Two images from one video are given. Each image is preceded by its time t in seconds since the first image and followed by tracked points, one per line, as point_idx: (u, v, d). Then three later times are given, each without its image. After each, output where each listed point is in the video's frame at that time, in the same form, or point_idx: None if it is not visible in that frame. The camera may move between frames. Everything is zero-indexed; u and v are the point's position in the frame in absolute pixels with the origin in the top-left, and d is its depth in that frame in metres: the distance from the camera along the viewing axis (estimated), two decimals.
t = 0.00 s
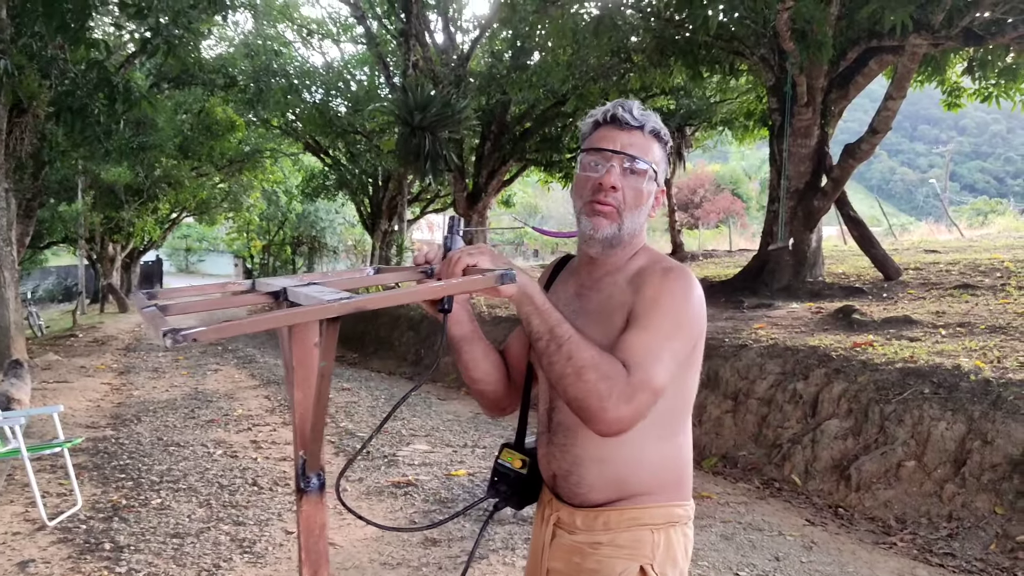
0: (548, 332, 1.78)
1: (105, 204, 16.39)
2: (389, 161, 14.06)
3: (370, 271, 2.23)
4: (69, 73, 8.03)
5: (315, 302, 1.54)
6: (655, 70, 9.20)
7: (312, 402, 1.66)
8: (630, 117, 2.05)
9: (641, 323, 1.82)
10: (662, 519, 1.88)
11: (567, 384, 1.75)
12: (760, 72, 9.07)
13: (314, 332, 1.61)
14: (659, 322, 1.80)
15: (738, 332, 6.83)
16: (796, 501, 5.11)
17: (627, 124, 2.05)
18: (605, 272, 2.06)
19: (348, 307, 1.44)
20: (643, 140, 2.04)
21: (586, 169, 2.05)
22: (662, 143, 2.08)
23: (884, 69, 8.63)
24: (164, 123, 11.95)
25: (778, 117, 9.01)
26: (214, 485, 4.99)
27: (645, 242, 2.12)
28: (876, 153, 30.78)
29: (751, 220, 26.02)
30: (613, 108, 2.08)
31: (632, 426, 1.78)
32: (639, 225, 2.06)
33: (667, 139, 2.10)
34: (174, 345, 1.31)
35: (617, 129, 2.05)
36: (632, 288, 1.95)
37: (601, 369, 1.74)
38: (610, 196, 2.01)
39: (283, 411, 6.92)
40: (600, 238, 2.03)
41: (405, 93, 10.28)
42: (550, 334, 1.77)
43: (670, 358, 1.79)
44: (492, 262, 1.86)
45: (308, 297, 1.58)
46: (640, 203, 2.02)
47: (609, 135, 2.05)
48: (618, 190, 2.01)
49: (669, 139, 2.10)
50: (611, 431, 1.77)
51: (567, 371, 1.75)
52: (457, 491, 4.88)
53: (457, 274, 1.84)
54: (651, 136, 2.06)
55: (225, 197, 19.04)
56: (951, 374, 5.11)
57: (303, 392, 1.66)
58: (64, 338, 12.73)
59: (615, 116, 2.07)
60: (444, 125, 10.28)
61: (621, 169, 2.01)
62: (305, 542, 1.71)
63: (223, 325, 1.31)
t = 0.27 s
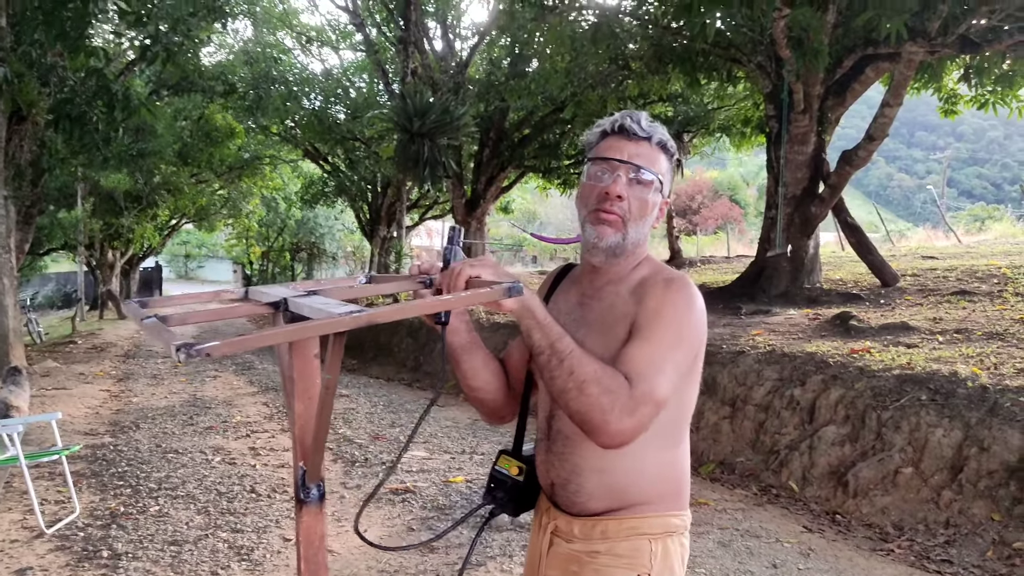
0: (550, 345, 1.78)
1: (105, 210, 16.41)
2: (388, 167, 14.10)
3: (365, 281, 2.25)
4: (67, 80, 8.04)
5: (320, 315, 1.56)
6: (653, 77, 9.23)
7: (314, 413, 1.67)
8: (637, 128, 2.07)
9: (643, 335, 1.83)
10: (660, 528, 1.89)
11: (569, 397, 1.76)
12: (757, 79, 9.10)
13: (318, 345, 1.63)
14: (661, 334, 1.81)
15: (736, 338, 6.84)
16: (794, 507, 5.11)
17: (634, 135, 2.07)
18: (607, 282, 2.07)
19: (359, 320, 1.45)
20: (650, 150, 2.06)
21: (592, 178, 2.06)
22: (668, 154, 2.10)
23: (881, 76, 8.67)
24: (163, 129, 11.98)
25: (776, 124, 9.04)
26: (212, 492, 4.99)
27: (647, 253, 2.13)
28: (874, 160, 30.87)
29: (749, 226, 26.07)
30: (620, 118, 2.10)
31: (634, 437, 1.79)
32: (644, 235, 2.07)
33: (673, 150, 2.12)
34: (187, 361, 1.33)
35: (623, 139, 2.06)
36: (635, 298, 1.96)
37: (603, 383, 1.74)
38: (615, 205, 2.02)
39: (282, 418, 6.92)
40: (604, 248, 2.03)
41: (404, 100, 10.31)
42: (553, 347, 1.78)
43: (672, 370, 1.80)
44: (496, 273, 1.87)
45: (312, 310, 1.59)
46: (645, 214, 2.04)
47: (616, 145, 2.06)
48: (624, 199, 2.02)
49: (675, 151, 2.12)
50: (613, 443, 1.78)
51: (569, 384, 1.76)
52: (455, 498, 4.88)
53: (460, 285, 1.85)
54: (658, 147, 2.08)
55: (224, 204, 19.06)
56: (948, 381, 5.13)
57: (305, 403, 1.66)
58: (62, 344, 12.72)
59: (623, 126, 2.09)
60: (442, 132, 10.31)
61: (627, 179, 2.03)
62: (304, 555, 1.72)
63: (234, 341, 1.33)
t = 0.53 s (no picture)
0: (551, 351, 1.77)
1: (104, 216, 16.40)
2: (387, 172, 14.12)
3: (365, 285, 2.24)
4: (66, 85, 8.05)
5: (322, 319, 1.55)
6: (652, 81, 9.25)
7: (314, 418, 1.65)
8: (643, 132, 2.07)
9: (645, 339, 1.82)
10: (660, 534, 1.88)
11: (569, 402, 1.75)
12: (756, 83, 9.11)
13: (319, 349, 1.62)
14: (663, 339, 1.81)
15: (736, 342, 6.84)
16: (793, 512, 5.10)
17: (640, 139, 2.06)
18: (611, 286, 2.07)
19: (362, 326, 1.44)
20: (657, 154, 2.06)
21: (597, 182, 2.06)
22: (674, 158, 2.10)
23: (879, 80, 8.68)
24: (162, 134, 11.99)
25: (775, 128, 9.04)
26: (209, 497, 4.98)
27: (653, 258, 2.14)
28: (873, 164, 30.91)
29: (749, 230, 26.08)
30: (627, 122, 2.10)
31: (635, 442, 1.78)
32: (649, 239, 2.07)
33: (679, 154, 2.12)
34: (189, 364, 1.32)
35: (629, 143, 2.06)
36: (638, 302, 1.96)
37: (604, 388, 1.74)
38: (621, 209, 2.02)
39: (280, 423, 6.91)
40: (610, 252, 2.04)
41: (403, 105, 10.32)
42: (554, 351, 1.77)
43: (673, 375, 1.79)
44: (497, 278, 1.87)
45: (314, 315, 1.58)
46: (651, 218, 2.04)
47: (622, 149, 2.06)
48: (630, 203, 2.02)
49: (681, 155, 2.12)
50: (614, 447, 1.78)
51: (569, 390, 1.75)
52: (453, 503, 4.88)
53: (461, 289, 1.84)
54: (663, 151, 2.08)
55: (224, 209, 19.07)
56: (947, 385, 5.13)
57: (305, 408, 1.65)
58: (62, 349, 12.72)
59: (628, 130, 2.09)
60: (442, 137, 10.33)
61: (633, 183, 2.03)
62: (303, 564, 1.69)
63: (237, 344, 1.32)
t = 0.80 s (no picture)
0: (549, 351, 1.77)
1: (105, 220, 16.42)
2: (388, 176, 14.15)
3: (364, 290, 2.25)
4: (66, 90, 8.06)
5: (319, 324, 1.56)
6: (652, 84, 9.26)
7: (312, 422, 1.65)
8: (644, 137, 2.07)
9: (645, 343, 1.83)
10: (661, 539, 1.89)
11: (568, 403, 1.75)
12: (755, 86, 9.12)
13: (316, 353, 1.63)
14: (663, 342, 1.81)
15: (736, 345, 6.84)
16: (793, 515, 5.09)
17: (641, 144, 2.07)
18: (611, 290, 2.08)
19: (358, 329, 1.44)
20: (659, 161, 2.06)
21: (598, 187, 2.07)
22: (675, 163, 2.10)
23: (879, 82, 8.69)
24: (163, 139, 12.01)
25: (774, 130, 9.06)
26: (209, 502, 4.98)
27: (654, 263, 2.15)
28: (873, 166, 30.93)
29: (749, 232, 26.09)
30: (628, 128, 2.10)
31: (634, 444, 1.79)
32: (650, 245, 2.08)
33: (680, 159, 2.12)
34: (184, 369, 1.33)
35: (630, 149, 2.07)
36: (638, 307, 1.97)
37: (603, 389, 1.74)
38: (623, 215, 2.03)
39: (281, 427, 6.91)
40: (611, 257, 2.05)
41: (403, 109, 10.34)
42: (552, 351, 1.77)
43: (673, 378, 1.79)
44: (496, 283, 1.87)
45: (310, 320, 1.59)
46: (652, 223, 2.05)
47: (623, 154, 2.07)
48: (631, 209, 2.03)
49: (682, 160, 2.12)
50: (613, 449, 1.78)
51: (568, 390, 1.75)
52: (453, 507, 4.87)
53: (459, 295, 1.84)
54: (664, 157, 2.08)
55: (224, 213, 19.08)
56: (947, 387, 5.13)
57: (303, 412, 1.65)
58: (62, 354, 12.73)
59: (629, 136, 2.09)
60: (442, 140, 10.34)
61: (633, 189, 2.04)
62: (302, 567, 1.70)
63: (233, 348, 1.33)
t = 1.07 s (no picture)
0: (540, 357, 1.75)
1: (108, 225, 16.46)
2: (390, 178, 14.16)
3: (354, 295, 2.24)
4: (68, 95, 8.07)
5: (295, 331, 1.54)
6: (653, 86, 9.26)
7: (293, 430, 1.64)
8: (633, 139, 2.06)
9: (637, 345, 1.82)
10: (656, 543, 1.88)
11: (560, 409, 1.74)
12: (757, 87, 9.11)
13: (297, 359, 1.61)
14: (656, 344, 1.80)
15: (738, 347, 6.82)
16: (796, 516, 5.08)
17: (630, 146, 2.06)
18: (603, 293, 2.07)
19: (330, 337, 1.44)
20: (647, 160, 2.06)
21: (587, 190, 2.06)
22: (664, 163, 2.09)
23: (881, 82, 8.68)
24: (165, 144, 12.03)
25: (776, 131, 9.05)
26: (211, 506, 4.98)
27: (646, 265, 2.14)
28: (877, 166, 30.87)
29: (753, 233, 26.05)
30: (616, 129, 2.10)
31: (627, 448, 1.78)
32: (641, 246, 2.07)
33: (669, 160, 2.11)
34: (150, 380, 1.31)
35: (619, 150, 2.06)
36: (631, 308, 1.96)
37: (595, 394, 1.72)
38: (613, 217, 2.02)
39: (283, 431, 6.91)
40: (601, 259, 2.04)
41: (405, 112, 10.35)
42: (543, 358, 1.75)
43: (665, 381, 1.78)
44: (482, 288, 1.86)
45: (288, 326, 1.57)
46: (642, 225, 2.04)
47: (611, 156, 2.06)
48: (621, 211, 2.02)
49: (671, 161, 2.12)
50: (606, 454, 1.77)
51: (559, 396, 1.74)
52: (455, 511, 4.87)
53: (444, 300, 1.84)
54: (653, 158, 2.07)
55: (228, 217, 19.12)
56: (950, 388, 5.11)
57: (285, 419, 1.64)
58: (66, 359, 12.75)
59: (618, 137, 2.09)
60: (444, 143, 10.35)
61: (623, 191, 2.03)
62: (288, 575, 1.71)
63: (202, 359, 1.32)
